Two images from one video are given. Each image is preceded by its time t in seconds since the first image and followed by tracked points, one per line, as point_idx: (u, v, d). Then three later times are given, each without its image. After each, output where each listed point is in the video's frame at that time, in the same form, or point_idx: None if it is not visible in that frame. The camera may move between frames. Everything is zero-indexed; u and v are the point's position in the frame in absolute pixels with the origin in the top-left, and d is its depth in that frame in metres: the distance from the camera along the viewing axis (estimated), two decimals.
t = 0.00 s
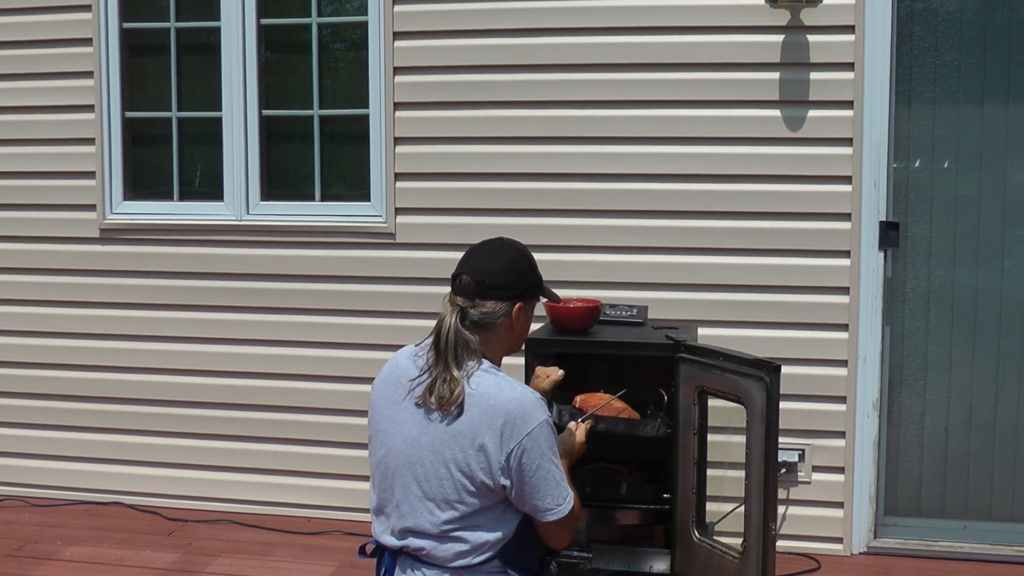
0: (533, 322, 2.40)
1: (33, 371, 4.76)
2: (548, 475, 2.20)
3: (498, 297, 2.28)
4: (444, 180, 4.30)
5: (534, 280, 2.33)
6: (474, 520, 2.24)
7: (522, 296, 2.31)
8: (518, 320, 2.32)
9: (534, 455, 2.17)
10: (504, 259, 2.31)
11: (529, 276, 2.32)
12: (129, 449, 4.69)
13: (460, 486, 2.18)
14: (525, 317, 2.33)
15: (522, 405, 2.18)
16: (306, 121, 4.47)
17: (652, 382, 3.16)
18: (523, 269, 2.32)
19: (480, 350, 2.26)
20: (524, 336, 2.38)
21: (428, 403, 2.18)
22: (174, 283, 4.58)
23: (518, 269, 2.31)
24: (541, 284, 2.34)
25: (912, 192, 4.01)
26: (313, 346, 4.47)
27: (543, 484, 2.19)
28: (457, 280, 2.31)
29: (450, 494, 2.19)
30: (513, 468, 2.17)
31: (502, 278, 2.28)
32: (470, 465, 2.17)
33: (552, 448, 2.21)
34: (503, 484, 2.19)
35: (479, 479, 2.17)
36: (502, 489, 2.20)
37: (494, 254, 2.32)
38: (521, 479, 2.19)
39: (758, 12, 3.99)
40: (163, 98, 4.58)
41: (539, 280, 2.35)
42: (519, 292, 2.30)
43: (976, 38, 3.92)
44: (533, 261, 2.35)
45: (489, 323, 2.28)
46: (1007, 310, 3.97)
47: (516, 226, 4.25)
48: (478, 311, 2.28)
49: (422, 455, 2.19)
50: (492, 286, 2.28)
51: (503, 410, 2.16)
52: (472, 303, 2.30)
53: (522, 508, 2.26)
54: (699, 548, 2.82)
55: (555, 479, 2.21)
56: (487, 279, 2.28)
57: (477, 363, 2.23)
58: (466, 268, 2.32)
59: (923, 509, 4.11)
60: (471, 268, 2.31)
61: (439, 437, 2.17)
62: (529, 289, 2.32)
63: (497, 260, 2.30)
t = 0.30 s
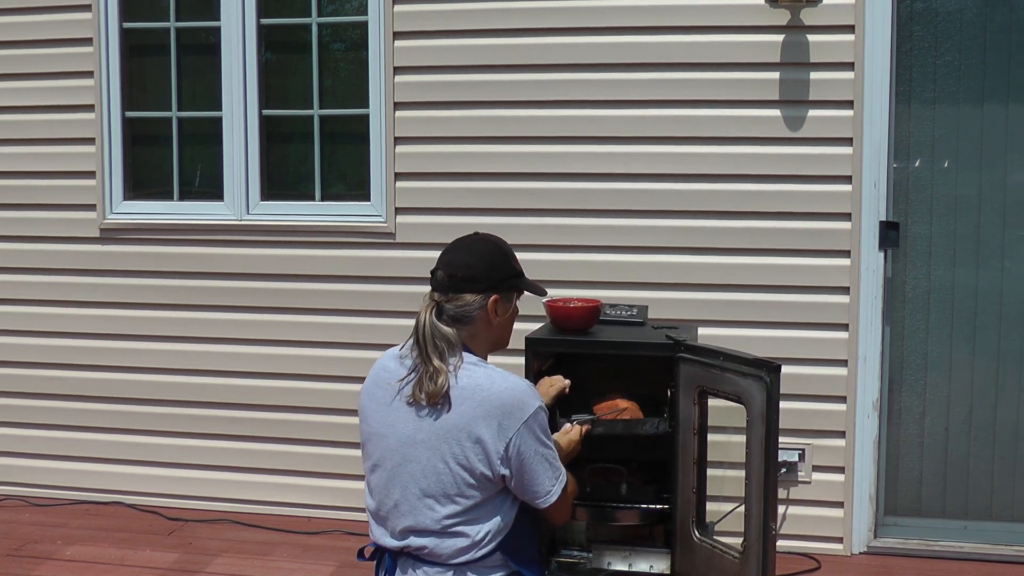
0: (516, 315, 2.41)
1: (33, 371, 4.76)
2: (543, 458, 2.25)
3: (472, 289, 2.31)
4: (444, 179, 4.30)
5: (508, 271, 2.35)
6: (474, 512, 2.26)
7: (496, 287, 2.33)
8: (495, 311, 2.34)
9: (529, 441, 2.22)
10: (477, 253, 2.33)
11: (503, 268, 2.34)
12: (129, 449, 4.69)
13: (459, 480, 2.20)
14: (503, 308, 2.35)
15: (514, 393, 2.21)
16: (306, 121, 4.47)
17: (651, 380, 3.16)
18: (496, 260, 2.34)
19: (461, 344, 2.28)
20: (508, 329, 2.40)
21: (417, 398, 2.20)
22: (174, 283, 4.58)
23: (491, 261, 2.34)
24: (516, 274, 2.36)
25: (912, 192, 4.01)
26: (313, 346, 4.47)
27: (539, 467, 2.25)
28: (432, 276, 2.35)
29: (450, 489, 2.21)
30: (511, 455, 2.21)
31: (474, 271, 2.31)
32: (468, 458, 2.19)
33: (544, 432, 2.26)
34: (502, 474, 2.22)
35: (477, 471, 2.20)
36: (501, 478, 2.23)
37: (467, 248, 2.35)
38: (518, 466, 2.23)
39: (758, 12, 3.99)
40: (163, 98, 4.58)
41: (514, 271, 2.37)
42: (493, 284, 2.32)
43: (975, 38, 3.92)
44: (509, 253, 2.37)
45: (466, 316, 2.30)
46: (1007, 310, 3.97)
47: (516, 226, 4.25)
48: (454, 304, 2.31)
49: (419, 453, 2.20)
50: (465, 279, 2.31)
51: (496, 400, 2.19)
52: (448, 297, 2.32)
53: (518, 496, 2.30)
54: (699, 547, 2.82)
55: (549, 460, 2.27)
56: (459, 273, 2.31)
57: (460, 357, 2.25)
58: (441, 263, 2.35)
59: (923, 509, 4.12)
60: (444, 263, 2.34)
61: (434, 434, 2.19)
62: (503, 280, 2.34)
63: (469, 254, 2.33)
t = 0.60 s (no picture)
0: (481, 302, 2.37)
1: (33, 371, 4.76)
2: (525, 434, 2.27)
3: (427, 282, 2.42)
4: (444, 179, 4.30)
5: (453, 260, 2.36)
6: (461, 500, 2.30)
7: (440, 278, 2.38)
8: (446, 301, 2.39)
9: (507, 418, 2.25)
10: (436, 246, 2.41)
11: (447, 258, 2.36)
12: (129, 449, 4.69)
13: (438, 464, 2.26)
14: (450, 297, 2.37)
15: (483, 374, 2.25)
16: (306, 120, 4.47)
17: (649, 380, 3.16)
18: (443, 252, 2.37)
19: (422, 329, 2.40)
20: (472, 316, 2.37)
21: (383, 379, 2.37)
22: (174, 283, 4.58)
23: (440, 253, 2.39)
24: (460, 262, 2.35)
25: (912, 192, 4.01)
26: (313, 346, 4.47)
27: (521, 444, 2.27)
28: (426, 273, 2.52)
29: (431, 474, 2.27)
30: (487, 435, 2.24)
31: (426, 263, 2.41)
32: (445, 441, 2.25)
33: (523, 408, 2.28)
34: (478, 455, 2.25)
35: (453, 453, 2.25)
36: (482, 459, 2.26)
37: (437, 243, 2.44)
38: (497, 445, 2.25)
39: (758, 11, 3.99)
40: (163, 98, 4.58)
41: (460, 261, 2.35)
42: (437, 275, 2.38)
43: (975, 38, 3.92)
44: (469, 243, 2.37)
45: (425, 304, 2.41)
46: (1007, 310, 3.97)
47: (516, 226, 4.25)
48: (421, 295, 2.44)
49: (400, 440, 2.28)
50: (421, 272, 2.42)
51: (465, 381, 2.24)
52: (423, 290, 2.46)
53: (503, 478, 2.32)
54: (699, 547, 2.82)
55: (532, 437, 2.28)
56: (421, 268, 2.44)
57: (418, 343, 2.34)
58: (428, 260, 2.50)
59: (923, 509, 4.12)
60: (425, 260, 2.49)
61: (410, 420, 2.26)
62: (447, 271, 2.36)
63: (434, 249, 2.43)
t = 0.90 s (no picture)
0: (481, 304, 2.33)
1: (33, 371, 4.77)
2: (494, 446, 2.18)
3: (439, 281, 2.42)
4: (443, 179, 4.30)
5: (460, 260, 2.33)
6: (442, 503, 2.28)
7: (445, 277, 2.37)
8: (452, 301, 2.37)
9: (473, 425, 2.18)
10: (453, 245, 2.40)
11: (453, 258, 2.35)
12: (129, 449, 4.69)
13: (413, 463, 2.26)
14: (453, 297, 2.36)
15: (454, 376, 2.21)
16: (306, 121, 4.47)
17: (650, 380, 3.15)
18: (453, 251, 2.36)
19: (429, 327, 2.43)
20: (475, 318, 2.34)
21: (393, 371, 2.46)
22: (174, 283, 4.58)
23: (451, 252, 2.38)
24: (464, 262, 2.32)
25: (912, 192, 4.01)
26: (313, 346, 4.47)
27: (487, 456, 2.18)
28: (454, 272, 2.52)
29: (408, 473, 2.27)
30: (454, 439, 2.20)
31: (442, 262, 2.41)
32: (417, 441, 2.24)
33: (495, 418, 2.19)
34: (447, 458, 2.21)
35: (425, 453, 2.23)
36: (452, 465, 2.22)
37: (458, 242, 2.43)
38: (463, 452, 2.19)
39: (759, 12, 3.99)
40: (163, 98, 4.58)
41: (463, 261, 2.33)
42: (445, 274, 2.37)
43: (975, 38, 3.92)
44: (474, 244, 2.34)
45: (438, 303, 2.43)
46: (1007, 310, 3.97)
47: (516, 226, 4.25)
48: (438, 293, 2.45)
49: (387, 435, 2.32)
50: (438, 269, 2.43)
51: (435, 382, 2.21)
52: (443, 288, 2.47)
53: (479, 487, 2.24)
54: (699, 547, 2.82)
55: (503, 450, 2.18)
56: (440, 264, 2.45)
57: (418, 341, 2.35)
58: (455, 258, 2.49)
59: (923, 509, 4.12)
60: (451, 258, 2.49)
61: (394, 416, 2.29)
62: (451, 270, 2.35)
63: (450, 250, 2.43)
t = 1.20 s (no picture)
0: (528, 315, 2.26)
1: (33, 372, 4.77)
2: (522, 458, 2.12)
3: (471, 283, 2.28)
4: (443, 179, 4.30)
5: (506, 267, 2.23)
6: (458, 509, 2.21)
7: (489, 283, 2.24)
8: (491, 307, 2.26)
9: (501, 436, 2.12)
10: (487, 248, 2.29)
11: (500, 263, 2.24)
12: (129, 449, 4.69)
13: (433, 470, 2.18)
14: (499, 304, 2.25)
15: (484, 385, 2.14)
16: (306, 121, 4.47)
17: (650, 380, 3.15)
18: (495, 256, 2.25)
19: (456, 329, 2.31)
20: (515, 328, 2.25)
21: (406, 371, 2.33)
22: (174, 283, 4.58)
23: (491, 255, 2.25)
24: (517, 271, 2.23)
25: (912, 193, 4.01)
26: (312, 346, 4.47)
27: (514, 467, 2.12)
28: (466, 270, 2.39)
29: (427, 479, 2.20)
30: (480, 449, 2.13)
31: (476, 263, 2.28)
32: (440, 448, 2.17)
33: (523, 429, 2.14)
34: (471, 468, 2.14)
35: (448, 462, 2.16)
36: (475, 474, 2.15)
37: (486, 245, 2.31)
38: (489, 462, 2.13)
39: (759, 12, 3.99)
40: (163, 97, 4.58)
41: (513, 269, 2.23)
42: (484, 278, 2.24)
43: (975, 38, 3.92)
44: (522, 252, 2.26)
45: (466, 305, 2.29)
46: (1006, 310, 3.97)
47: (516, 226, 4.25)
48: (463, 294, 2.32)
49: (403, 439, 2.23)
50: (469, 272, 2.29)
51: (463, 390, 2.15)
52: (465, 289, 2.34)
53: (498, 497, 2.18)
54: (699, 547, 2.82)
55: (530, 461, 2.13)
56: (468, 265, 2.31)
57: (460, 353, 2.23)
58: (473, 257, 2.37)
59: (923, 509, 4.12)
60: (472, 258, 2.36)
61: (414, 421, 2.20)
62: (498, 277, 2.24)
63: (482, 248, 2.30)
